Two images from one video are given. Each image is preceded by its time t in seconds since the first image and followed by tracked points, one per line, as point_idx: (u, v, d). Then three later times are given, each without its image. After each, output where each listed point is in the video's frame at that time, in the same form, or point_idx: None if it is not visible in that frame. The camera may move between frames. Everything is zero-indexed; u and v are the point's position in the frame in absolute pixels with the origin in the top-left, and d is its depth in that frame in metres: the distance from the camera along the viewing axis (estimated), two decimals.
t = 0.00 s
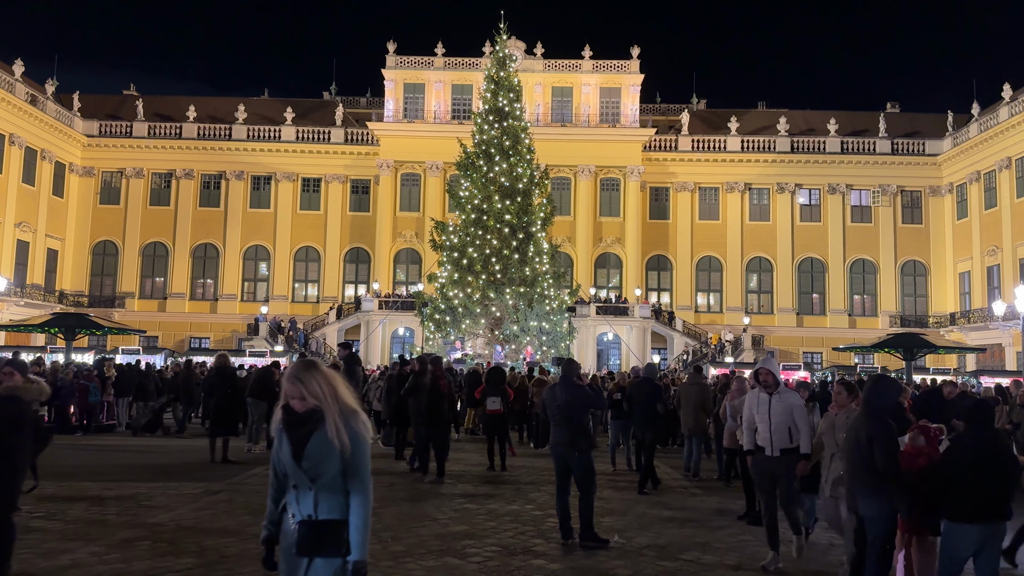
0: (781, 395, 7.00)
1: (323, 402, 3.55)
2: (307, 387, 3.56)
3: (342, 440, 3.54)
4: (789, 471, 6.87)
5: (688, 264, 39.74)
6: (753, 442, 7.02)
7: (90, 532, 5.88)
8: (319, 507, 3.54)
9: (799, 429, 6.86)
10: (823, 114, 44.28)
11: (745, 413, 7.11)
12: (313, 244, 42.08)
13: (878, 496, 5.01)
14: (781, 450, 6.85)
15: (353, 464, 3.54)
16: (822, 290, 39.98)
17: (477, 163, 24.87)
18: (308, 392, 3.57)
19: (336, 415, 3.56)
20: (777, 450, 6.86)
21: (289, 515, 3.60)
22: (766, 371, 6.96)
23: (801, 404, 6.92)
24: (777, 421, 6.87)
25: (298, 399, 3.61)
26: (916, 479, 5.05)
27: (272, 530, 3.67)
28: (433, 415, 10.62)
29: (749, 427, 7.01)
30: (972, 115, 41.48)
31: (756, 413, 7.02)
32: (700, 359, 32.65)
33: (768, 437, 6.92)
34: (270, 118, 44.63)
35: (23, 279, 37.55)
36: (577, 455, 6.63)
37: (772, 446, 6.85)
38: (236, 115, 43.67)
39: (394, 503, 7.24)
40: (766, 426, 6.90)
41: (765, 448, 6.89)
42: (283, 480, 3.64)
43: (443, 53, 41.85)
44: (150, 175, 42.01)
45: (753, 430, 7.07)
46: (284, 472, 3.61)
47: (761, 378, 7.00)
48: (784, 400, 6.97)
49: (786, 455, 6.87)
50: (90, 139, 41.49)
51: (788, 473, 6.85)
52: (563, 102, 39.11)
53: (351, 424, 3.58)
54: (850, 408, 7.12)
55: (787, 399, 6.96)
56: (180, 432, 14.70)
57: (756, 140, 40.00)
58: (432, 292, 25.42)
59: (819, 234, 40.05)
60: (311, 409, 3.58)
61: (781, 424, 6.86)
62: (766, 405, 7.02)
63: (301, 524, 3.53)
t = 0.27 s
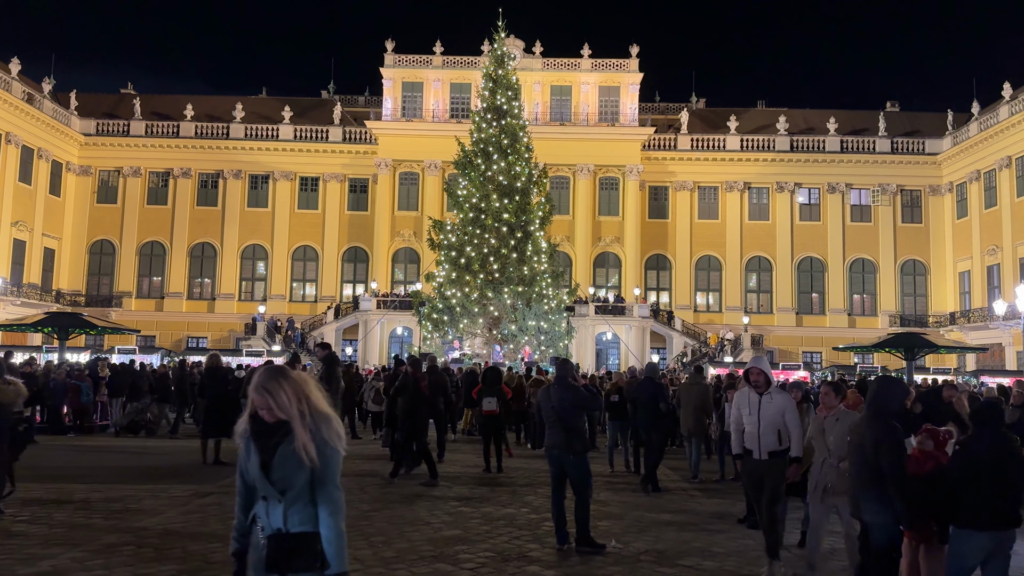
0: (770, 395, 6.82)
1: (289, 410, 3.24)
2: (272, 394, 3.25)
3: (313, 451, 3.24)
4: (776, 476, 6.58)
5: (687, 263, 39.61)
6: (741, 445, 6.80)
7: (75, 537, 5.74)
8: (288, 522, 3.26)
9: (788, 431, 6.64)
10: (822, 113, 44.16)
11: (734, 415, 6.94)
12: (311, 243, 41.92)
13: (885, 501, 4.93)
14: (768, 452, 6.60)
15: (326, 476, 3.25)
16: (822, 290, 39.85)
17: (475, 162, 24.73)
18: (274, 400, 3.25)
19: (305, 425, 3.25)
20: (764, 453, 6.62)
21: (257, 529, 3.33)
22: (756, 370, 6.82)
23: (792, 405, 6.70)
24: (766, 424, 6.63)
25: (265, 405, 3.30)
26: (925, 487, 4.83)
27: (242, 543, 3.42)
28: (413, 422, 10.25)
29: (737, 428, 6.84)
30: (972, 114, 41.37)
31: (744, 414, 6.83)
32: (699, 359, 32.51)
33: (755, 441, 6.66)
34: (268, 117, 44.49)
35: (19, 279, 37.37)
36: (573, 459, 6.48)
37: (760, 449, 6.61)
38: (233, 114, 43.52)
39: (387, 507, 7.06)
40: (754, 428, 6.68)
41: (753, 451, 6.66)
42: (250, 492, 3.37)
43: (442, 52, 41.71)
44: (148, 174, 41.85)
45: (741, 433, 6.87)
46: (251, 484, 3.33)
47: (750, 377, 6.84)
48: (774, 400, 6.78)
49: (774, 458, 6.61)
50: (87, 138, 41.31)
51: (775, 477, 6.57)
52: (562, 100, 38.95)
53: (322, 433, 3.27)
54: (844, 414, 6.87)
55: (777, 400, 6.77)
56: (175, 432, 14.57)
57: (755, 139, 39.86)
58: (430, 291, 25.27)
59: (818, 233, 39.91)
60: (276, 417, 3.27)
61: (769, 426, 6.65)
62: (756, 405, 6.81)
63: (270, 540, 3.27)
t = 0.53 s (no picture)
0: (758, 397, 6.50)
1: (256, 410, 3.05)
2: (238, 393, 3.05)
3: (282, 454, 3.06)
4: (764, 483, 6.29)
5: (687, 263, 39.47)
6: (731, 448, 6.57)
7: (59, 540, 5.59)
8: (258, 528, 3.09)
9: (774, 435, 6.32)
10: (822, 112, 44.04)
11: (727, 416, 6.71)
12: (309, 242, 41.75)
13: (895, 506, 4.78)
14: (754, 457, 6.33)
15: (297, 481, 3.09)
16: (822, 289, 39.71)
17: (474, 159, 24.57)
18: (240, 399, 3.05)
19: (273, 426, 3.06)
20: (750, 459, 6.35)
21: (226, 537, 3.14)
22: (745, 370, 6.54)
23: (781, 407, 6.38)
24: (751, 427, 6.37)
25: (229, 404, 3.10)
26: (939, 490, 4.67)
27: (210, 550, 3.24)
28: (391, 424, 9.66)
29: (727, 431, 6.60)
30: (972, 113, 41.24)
31: (736, 417, 6.58)
32: (699, 359, 32.38)
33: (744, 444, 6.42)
34: (266, 116, 44.34)
35: (16, 278, 37.21)
36: (572, 458, 6.33)
37: (745, 453, 6.37)
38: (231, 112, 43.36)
39: (380, 508, 6.89)
40: (742, 431, 6.43)
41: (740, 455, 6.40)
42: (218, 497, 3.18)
43: (441, 50, 41.57)
44: (145, 172, 41.69)
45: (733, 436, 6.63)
46: (219, 487, 3.15)
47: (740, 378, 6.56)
48: (764, 403, 6.47)
49: (761, 464, 6.32)
50: (84, 136, 41.13)
51: (763, 482, 6.28)
52: (561, 99, 38.81)
53: (293, 435, 3.09)
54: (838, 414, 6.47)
55: (767, 401, 6.46)
56: (169, 433, 14.41)
57: (755, 138, 39.69)
58: (428, 290, 25.11)
59: (818, 232, 39.77)
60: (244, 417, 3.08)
61: (757, 429, 6.36)
62: (745, 407, 6.55)
63: (240, 547, 3.10)
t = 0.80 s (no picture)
0: (750, 395, 6.15)
1: (220, 419, 2.83)
2: (203, 401, 2.85)
3: (249, 466, 2.83)
4: (756, 487, 5.92)
5: (687, 262, 39.31)
6: (723, 450, 6.22)
7: (41, 549, 5.42)
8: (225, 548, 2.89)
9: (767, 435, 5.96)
10: (822, 111, 43.89)
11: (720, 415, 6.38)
12: (307, 242, 41.56)
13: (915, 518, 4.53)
14: (746, 460, 5.97)
15: (265, 498, 2.86)
16: (822, 289, 39.55)
17: (473, 158, 24.40)
18: (206, 408, 2.85)
19: (240, 438, 2.84)
20: (741, 460, 6.00)
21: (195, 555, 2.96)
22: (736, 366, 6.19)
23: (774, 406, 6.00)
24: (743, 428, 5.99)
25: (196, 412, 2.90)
26: (960, 501, 4.31)
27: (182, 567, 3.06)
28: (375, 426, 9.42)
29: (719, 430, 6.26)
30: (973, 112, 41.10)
31: (727, 416, 6.24)
32: (699, 359, 32.23)
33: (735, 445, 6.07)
34: (264, 115, 44.17)
35: (13, 277, 37.03)
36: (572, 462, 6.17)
37: (736, 455, 6.01)
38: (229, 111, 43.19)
39: (373, 515, 6.70)
40: (733, 430, 6.09)
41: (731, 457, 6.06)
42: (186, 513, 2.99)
43: (440, 49, 41.41)
44: (143, 172, 41.50)
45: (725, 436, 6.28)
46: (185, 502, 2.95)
47: (730, 374, 6.21)
48: (755, 401, 6.11)
49: (753, 467, 5.96)
50: (82, 135, 40.93)
51: (754, 486, 5.92)
52: (561, 98, 38.63)
53: (262, 448, 2.86)
54: (834, 416, 6.25)
55: (758, 400, 6.10)
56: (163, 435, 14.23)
57: (755, 137, 39.52)
58: (427, 290, 24.93)
59: (819, 231, 39.61)
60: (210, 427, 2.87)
61: (748, 429, 6.01)
62: (737, 406, 6.20)
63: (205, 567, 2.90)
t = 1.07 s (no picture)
0: (734, 399, 5.80)
1: (189, 420, 2.71)
2: (170, 401, 2.73)
3: (216, 472, 2.69)
4: (743, 499, 5.54)
5: (687, 263, 39.17)
6: (706, 459, 5.82)
7: (26, 554, 5.31)
8: (194, 561, 2.74)
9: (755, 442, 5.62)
10: (822, 111, 43.77)
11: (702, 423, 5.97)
12: (306, 242, 41.41)
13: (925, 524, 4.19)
14: (733, 469, 5.58)
15: (236, 506, 2.73)
16: (822, 289, 39.40)
17: (471, 157, 24.27)
18: (172, 410, 2.73)
19: (207, 442, 2.70)
20: (727, 470, 5.61)
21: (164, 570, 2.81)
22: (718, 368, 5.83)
23: (759, 412, 5.66)
24: (725, 436, 5.66)
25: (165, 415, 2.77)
26: (974, 505, 4.22)
27: None
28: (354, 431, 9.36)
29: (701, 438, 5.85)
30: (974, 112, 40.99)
31: (709, 424, 5.86)
32: (699, 360, 32.11)
33: (719, 454, 5.68)
34: (262, 114, 44.03)
35: (10, 278, 36.87)
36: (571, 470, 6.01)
37: (722, 464, 5.62)
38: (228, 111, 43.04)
39: (367, 519, 6.58)
40: (717, 438, 5.71)
41: (716, 466, 5.67)
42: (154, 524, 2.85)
43: (439, 48, 41.29)
44: (141, 171, 41.36)
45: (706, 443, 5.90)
46: (153, 514, 2.81)
47: (711, 378, 5.83)
48: (739, 405, 5.76)
49: (740, 477, 5.59)
50: (80, 135, 40.77)
51: (741, 497, 5.54)
52: (560, 98, 38.50)
53: (232, 453, 2.72)
54: (826, 427, 6.10)
55: (742, 404, 5.76)
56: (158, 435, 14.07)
57: (755, 137, 39.38)
58: (425, 290, 24.78)
59: (819, 231, 39.47)
60: (178, 430, 2.74)
61: (733, 436, 5.66)
62: (718, 411, 5.84)
63: None
